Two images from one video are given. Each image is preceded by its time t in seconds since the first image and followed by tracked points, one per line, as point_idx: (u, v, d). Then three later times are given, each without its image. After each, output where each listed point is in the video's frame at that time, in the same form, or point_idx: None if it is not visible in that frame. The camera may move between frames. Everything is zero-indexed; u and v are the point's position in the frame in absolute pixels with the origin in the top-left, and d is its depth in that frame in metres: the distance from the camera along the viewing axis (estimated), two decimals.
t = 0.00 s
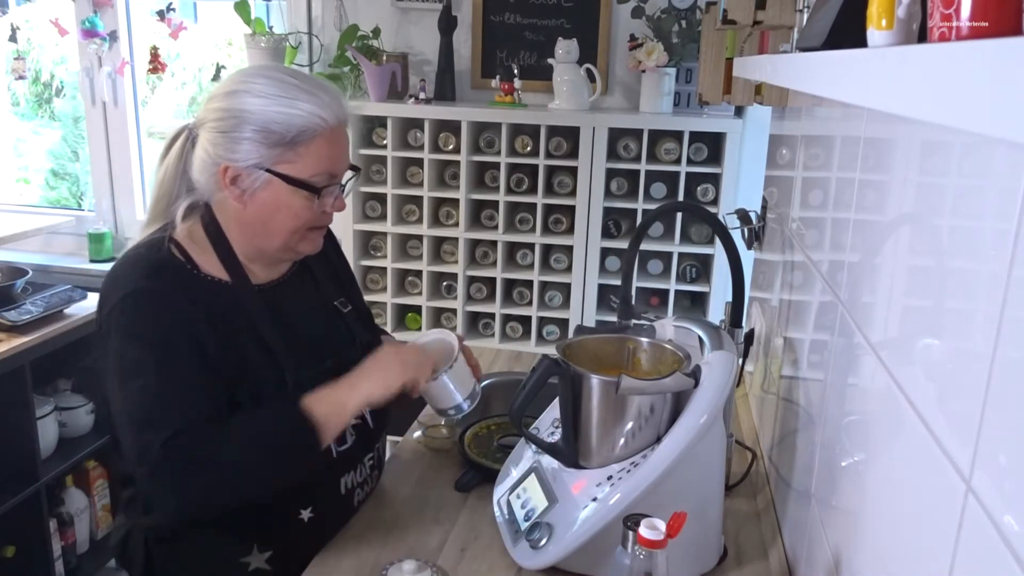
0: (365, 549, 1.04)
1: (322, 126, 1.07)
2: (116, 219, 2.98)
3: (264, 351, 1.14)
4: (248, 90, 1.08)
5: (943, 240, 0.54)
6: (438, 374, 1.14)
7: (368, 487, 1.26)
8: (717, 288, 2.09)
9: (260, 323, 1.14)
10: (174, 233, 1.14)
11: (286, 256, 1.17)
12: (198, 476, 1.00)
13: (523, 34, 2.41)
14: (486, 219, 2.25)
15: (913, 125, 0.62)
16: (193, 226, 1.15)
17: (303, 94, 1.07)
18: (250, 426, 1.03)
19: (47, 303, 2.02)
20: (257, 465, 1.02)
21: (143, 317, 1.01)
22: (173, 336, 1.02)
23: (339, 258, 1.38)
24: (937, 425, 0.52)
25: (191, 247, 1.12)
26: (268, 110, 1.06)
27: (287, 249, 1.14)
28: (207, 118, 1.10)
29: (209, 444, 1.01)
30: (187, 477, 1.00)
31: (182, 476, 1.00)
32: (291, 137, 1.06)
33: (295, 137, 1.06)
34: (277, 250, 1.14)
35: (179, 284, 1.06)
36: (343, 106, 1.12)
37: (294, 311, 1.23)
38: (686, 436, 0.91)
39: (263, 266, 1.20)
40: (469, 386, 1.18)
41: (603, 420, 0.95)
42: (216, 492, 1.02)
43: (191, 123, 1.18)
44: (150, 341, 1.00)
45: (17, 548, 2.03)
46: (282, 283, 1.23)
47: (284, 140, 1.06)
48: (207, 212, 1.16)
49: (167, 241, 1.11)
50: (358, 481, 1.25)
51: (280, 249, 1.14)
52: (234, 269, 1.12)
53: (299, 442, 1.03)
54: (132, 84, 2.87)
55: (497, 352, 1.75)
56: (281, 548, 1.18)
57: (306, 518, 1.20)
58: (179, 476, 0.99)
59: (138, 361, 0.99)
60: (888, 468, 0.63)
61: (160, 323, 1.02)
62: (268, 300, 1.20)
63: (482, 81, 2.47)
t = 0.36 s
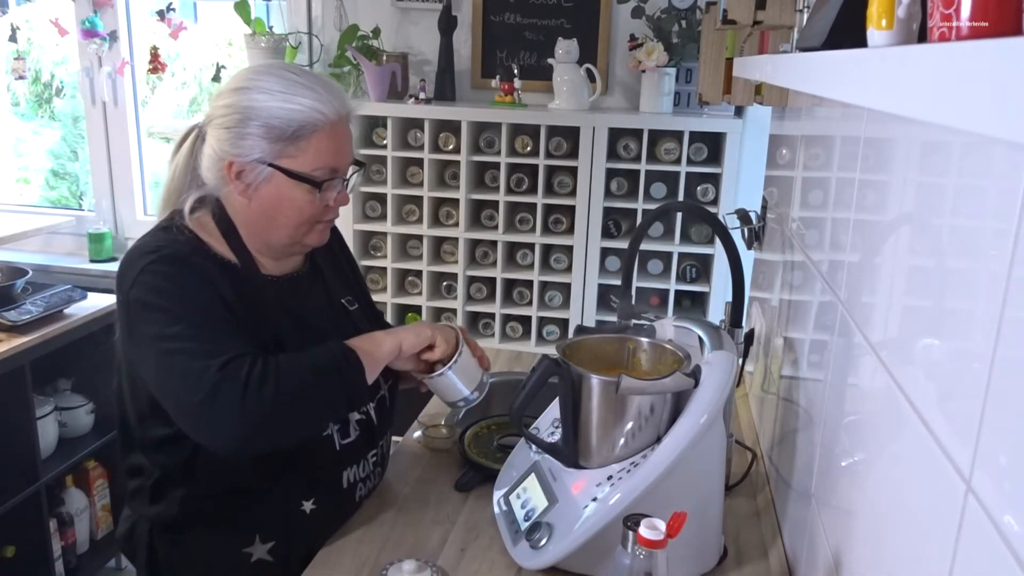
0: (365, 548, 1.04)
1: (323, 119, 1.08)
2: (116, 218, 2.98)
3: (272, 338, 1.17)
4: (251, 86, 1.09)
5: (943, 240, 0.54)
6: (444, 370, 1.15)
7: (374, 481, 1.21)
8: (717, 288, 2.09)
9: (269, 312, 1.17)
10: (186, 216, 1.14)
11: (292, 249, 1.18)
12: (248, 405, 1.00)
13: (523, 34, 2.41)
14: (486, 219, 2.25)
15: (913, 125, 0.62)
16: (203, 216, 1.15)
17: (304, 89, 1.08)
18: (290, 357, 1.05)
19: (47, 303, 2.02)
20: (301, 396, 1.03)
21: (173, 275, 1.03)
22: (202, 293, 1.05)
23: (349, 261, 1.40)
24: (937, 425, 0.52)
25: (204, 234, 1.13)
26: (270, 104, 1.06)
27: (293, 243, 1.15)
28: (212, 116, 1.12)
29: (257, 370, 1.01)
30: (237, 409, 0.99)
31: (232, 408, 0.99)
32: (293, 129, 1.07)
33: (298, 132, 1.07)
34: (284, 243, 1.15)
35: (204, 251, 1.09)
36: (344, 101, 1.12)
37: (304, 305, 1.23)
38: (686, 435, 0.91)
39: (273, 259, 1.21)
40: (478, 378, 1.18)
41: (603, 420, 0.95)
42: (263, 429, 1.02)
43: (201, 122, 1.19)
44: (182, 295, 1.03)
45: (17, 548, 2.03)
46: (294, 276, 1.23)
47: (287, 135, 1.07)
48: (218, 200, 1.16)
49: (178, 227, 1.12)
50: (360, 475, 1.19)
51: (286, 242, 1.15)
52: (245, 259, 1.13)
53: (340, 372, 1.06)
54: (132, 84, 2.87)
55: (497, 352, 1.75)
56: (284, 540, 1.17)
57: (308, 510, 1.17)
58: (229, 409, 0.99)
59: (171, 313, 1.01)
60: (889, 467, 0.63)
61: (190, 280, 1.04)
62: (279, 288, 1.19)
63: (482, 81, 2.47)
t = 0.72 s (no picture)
0: (365, 548, 1.04)
1: (279, 95, 1.08)
2: (116, 218, 2.98)
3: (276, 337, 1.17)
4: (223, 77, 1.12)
5: (943, 240, 0.54)
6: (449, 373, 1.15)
7: (375, 481, 1.20)
8: (718, 288, 2.09)
9: (273, 311, 1.17)
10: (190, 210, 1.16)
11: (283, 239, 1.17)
12: (244, 401, 0.99)
13: (523, 34, 2.41)
14: (486, 219, 2.25)
15: (913, 125, 0.62)
16: (209, 211, 1.17)
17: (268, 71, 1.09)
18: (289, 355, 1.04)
19: (47, 303, 2.02)
20: (297, 396, 1.02)
21: (175, 271, 1.04)
22: (204, 289, 1.05)
23: (356, 262, 1.40)
24: (937, 425, 0.52)
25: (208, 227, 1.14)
26: (235, 88, 1.09)
27: (277, 230, 1.15)
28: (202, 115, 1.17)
29: (253, 367, 1.01)
30: (232, 405, 0.99)
31: (227, 405, 0.99)
32: (252, 107, 1.08)
33: (256, 109, 1.08)
34: (269, 232, 1.15)
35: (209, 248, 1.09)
36: (314, 81, 1.13)
37: (310, 304, 1.23)
38: (687, 435, 0.91)
39: (275, 255, 1.21)
40: (483, 367, 1.19)
41: (604, 420, 0.95)
42: (258, 427, 1.01)
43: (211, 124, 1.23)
44: (184, 291, 1.04)
45: (17, 548, 2.03)
46: (298, 274, 1.23)
47: (247, 113, 1.08)
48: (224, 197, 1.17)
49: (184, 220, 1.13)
50: (360, 475, 1.19)
51: (271, 230, 1.15)
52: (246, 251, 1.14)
53: (339, 371, 1.04)
54: (132, 84, 2.87)
55: (497, 352, 1.75)
56: (281, 537, 1.17)
57: (306, 508, 1.17)
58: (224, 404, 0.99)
59: (172, 307, 1.02)
60: (889, 467, 0.63)
61: (192, 276, 1.05)
62: (282, 286, 1.19)
63: (482, 81, 2.47)
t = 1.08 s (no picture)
0: (366, 548, 1.04)
1: (270, 95, 1.10)
2: (116, 218, 2.98)
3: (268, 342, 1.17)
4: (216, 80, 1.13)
5: (943, 240, 0.54)
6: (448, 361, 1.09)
7: (371, 486, 1.20)
8: (718, 288, 2.09)
9: (266, 317, 1.16)
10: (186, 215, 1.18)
11: (274, 240, 1.17)
12: (224, 414, 0.99)
13: (523, 34, 2.41)
14: (486, 219, 2.25)
15: (912, 126, 0.62)
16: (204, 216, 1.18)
17: (256, 70, 1.11)
18: (262, 370, 1.03)
19: (46, 303, 2.02)
20: (271, 416, 1.01)
21: (155, 282, 1.05)
22: (184, 301, 1.06)
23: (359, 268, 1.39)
24: (937, 425, 0.52)
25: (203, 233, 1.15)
26: (227, 89, 1.10)
27: (270, 231, 1.15)
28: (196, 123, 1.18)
29: (223, 386, 1.01)
30: (201, 424, 1.00)
31: (208, 418, 1.00)
32: (242, 108, 1.10)
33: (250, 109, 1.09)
34: (259, 232, 1.15)
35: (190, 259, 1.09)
36: (308, 83, 1.14)
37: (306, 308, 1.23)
38: (686, 435, 0.91)
39: (269, 259, 1.21)
40: (482, 368, 1.13)
41: (604, 420, 0.95)
42: (227, 445, 1.01)
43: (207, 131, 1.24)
44: (164, 303, 1.04)
45: (17, 548, 2.03)
46: (293, 278, 1.23)
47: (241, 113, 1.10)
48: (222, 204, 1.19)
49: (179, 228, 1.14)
50: (355, 479, 1.19)
51: (261, 230, 1.15)
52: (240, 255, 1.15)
53: (312, 387, 1.01)
54: (132, 84, 2.87)
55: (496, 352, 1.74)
56: (274, 542, 1.17)
57: (299, 513, 1.17)
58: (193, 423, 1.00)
59: (152, 319, 1.03)
60: (889, 469, 0.63)
61: (172, 288, 1.05)
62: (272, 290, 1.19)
63: (482, 81, 2.47)
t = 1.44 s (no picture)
0: (366, 548, 1.04)
1: (318, 105, 1.09)
2: (116, 218, 2.98)
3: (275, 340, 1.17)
4: (246, 82, 1.09)
5: (943, 240, 0.54)
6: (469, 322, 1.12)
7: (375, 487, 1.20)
8: (718, 288, 2.09)
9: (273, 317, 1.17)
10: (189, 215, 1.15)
11: (302, 243, 1.18)
12: (247, 411, 0.98)
13: (523, 34, 2.41)
14: (486, 219, 2.25)
15: (912, 126, 0.62)
16: (207, 217, 1.16)
17: (295, 77, 1.09)
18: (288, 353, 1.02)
19: (47, 303, 2.02)
20: (293, 405, 0.99)
21: (171, 282, 1.04)
22: (200, 298, 1.04)
23: (360, 270, 1.40)
24: (937, 424, 0.52)
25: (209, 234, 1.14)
26: (266, 96, 1.08)
27: (302, 234, 1.15)
28: (210, 119, 1.13)
29: (250, 375, 1.00)
30: (235, 416, 0.98)
31: (233, 416, 0.98)
32: (287, 119, 1.08)
33: (293, 119, 1.08)
34: (292, 238, 1.16)
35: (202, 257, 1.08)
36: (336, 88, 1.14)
37: (311, 307, 1.23)
38: (686, 435, 0.91)
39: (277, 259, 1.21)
40: (501, 340, 1.15)
41: (604, 420, 0.95)
42: (261, 435, 0.99)
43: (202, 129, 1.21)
44: (179, 302, 1.03)
45: (17, 548, 2.03)
46: (300, 278, 1.23)
47: (283, 123, 1.08)
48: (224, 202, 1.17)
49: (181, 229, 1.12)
50: (362, 479, 1.18)
51: (295, 236, 1.15)
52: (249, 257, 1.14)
53: (342, 369, 1.00)
54: (132, 84, 2.87)
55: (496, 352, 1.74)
56: (283, 544, 1.17)
57: (308, 514, 1.17)
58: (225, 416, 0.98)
59: (169, 319, 1.02)
60: (889, 469, 0.63)
61: (186, 285, 1.04)
62: (283, 290, 1.19)
63: (482, 81, 2.47)
